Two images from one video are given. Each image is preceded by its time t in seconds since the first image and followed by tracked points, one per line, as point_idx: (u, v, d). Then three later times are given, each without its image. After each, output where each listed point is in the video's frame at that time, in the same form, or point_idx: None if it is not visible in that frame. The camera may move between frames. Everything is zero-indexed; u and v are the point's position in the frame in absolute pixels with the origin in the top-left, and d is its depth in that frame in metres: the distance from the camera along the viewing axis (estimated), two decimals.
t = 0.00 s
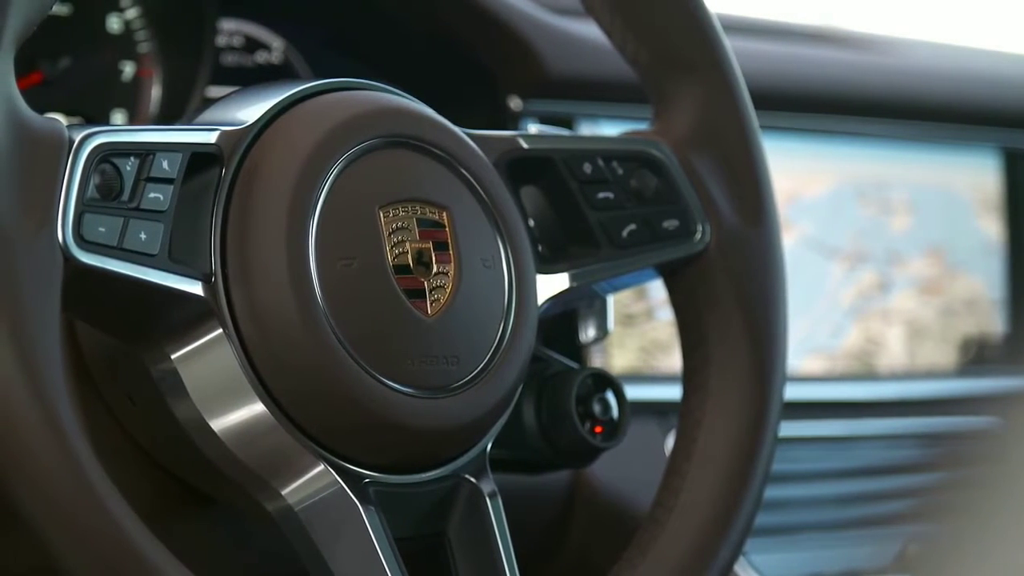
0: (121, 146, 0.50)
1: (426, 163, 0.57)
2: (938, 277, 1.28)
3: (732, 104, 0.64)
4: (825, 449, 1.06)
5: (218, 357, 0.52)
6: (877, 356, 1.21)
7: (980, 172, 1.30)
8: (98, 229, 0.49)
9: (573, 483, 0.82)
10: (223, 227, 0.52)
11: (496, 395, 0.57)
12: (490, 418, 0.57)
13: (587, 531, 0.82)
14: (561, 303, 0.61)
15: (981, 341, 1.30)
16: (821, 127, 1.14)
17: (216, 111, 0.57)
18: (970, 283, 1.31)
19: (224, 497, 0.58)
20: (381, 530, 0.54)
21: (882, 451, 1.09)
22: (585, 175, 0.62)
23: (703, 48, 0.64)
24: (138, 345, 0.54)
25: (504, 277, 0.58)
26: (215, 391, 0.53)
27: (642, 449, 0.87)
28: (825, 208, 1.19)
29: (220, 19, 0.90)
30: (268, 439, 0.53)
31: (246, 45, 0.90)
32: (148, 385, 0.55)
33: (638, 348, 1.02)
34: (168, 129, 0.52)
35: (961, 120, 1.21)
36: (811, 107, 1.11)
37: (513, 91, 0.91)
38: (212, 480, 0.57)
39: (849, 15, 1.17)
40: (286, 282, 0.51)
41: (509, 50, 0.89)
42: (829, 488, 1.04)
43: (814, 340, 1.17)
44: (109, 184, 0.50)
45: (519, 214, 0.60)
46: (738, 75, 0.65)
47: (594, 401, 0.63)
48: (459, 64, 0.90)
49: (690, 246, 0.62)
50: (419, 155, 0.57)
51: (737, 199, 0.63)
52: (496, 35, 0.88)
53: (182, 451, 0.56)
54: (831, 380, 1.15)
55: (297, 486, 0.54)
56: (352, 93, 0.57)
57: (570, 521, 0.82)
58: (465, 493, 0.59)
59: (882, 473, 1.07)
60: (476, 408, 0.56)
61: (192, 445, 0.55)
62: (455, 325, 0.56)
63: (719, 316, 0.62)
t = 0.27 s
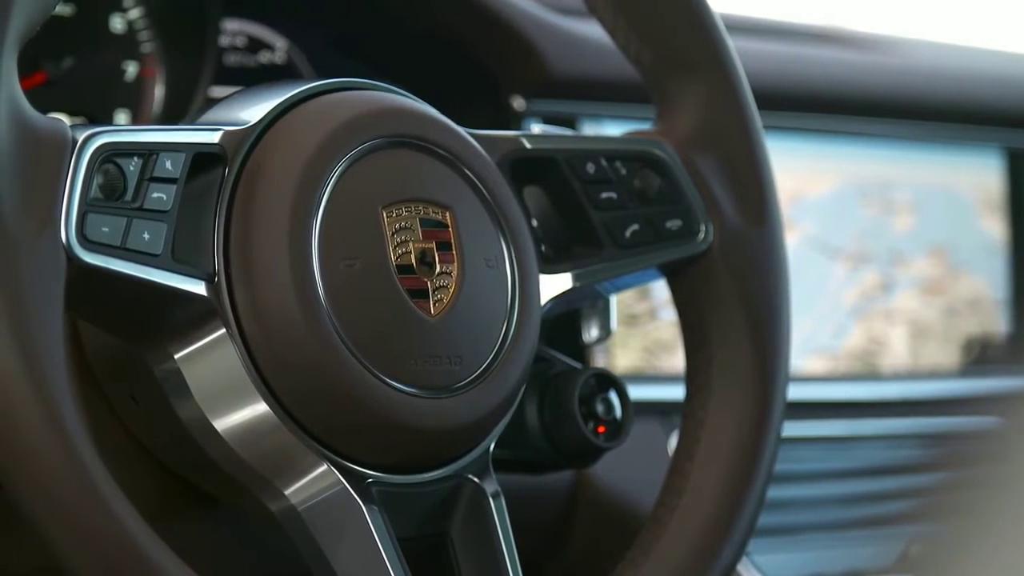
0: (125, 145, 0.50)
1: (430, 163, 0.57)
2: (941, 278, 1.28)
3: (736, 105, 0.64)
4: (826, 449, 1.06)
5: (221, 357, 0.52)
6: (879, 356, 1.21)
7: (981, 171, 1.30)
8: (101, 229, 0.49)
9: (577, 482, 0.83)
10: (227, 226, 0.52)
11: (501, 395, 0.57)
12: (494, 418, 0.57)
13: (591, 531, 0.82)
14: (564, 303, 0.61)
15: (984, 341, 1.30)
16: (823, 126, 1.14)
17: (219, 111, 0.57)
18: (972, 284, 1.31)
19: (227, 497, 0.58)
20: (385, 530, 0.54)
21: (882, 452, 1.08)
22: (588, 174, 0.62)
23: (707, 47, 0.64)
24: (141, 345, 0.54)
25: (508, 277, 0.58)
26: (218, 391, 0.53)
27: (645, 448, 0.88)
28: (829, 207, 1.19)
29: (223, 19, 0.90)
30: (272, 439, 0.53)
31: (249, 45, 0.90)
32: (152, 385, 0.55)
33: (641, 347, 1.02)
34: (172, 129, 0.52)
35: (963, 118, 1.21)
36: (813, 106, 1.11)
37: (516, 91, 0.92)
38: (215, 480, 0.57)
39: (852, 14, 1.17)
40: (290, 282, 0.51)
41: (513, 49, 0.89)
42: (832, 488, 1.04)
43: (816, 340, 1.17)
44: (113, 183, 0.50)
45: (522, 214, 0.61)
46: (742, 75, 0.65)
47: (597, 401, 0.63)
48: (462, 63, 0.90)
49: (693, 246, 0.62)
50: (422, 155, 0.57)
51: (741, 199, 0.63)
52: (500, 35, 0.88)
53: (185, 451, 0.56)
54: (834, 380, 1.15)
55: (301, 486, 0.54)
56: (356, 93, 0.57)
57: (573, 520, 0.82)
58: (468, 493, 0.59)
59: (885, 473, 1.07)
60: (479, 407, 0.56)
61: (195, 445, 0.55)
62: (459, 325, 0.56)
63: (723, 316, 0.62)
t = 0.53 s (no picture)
0: (126, 146, 0.50)
1: (431, 163, 0.57)
2: (943, 277, 1.27)
3: (737, 105, 0.64)
4: (829, 449, 1.06)
5: (223, 357, 0.52)
6: (881, 356, 1.21)
7: (982, 171, 1.30)
8: (103, 229, 0.49)
9: (578, 483, 0.82)
10: (228, 227, 0.52)
11: (503, 395, 0.57)
12: (495, 419, 0.57)
13: (592, 531, 0.82)
14: (566, 303, 0.61)
15: (986, 341, 1.30)
16: (824, 126, 1.14)
17: (221, 111, 0.57)
18: (974, 283, 1.30)
19: (228, 497, 0.58)
20: (386, 530, 0.54)
21: (889, 450, 1.09)
22: (590, 174, 0.62)
23: (709, 47, 0.64)
24: (143, 345, 0.54)
25: (509, 277, 0.58)
26: (220, 391, 0.53)
27: (646, 448, 0.88)
28: (831, 207, 1.19)
29: (224, 19, 0.90)
30: (273, 439, 0.53)
31: (250, 45, 0.91)
32: (153, 385, 0.55)
33: (642, 347, 1.02)
34: (173, 129, 0.52)
35: (964, 118, 1.21)
36: (814, 106, 1.11)
37: (518, 91, 0.92)
38: (216, 479, 0.57)
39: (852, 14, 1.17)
40: (291, 283, 0.51)
41: (515, 49, 0.89)
42: (834, 488, 1.04)
43: (818, 340, 1.17)
44: (114, 184, 0.50)
45: (524, 214, 0.61)
46: (743, 75, 0.65)
47: (599, 401, 0.63)
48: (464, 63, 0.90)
49: (694, 246, 0.62)
50: (423, 155, 0.57)
51: (742, 199, 0.63)
52: (501, 35, 0.88)
53: (187, 451, 0.56)
54: (836, 381, 1.15)
55: (302, 486, 0.54)
56: (358, 93, 0.57)
57: (575, 521, 0.82)
58: (469, 493, 0.59)
59: (887, 473, 1.07)
60: (480, 407, 0.56)
61: (196, 445, 0.56)
62: (460, 326, 0.56)
63: (725, 316, 0.62)
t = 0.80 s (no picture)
0: (127, 146, 0.50)
1: (432, 163, 0.57)
2: (944, 278, 1.27)
3: (738, 105, 0.64)
4: (829, 450, 1.06)
5: (224, 357, 0.52)
6: (882, 357, 1.21)
7: (983, 170, 1.30)
8: (104, 230, 0.49)
9: (579, 483, 0.82)
10: (229, 227, 0.52)
11: (504, 395, 0.57)
12: (496, 419, 0.57)
13: (592, 531, 0.82)
14: (566, 303, 0.62)
15: (986, 342, 1.30)
16: (824, 126, 1.14)
17: (222, 111, 0.57)
18: (975, 284, 1.30)
19: (229, 497, 0.58)
20: (387, 530, 0.54)
21: (888, 452, 1.09)
22: (591, 175, 0.62)
23: (709, 47, 0.64)
24: (144, 345, 0.54)
25: (510, 277, 0.58)
26: (221, 392, 0.53)
27: (646, 449, 0.88)
28: (832, 207, 1.19)
29: (225, 20, 0.89)
30: (274, 439, 0.53)
31: (251, 46, 0.91)
32: (153, 385, 0.55)
33: (643, 348, 1.02)
34: (174, 130, 0.52)
35: (963, 117, 1.21)
36: (814, 105, 1.11)
37: (518, 92, 0.92)
38: (217, 480, 0.57)
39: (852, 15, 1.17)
40: (292, 283, 0.51)
41: (516, 49, 0.89)
42: (835, 489, 1.04)
43: (819, 340, 1.17)
44: (115, 184, 0.50)
45: (524, 214, 0.61)
46: (744, 75, 0.65)
47: (599, 401, 0.63)
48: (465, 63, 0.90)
49: (695, 247, 0.62)
50: (424, 155, 0.57)
51: (743, 199, 0.63)
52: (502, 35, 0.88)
53: (188, 451, 0.56)
54: (837, 381, 1.15)
55: (303, 486, 0.54)
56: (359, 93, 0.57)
57: (575, 522, 0.82)
58: (469, 494, 0.59)
59: (888, 474, 1.07)
60: (481, 407, 0.56)
61: (197, 445, 0.56)
62: (461, 325, 0.56)
63: (726, 316, 0.62)
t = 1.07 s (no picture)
0: (127, 146, 0.50)
1: (432, 163, 0.57)
2: (944, 278, 1.27)
3: (738, 106, 0.64)
4: (829, 450, 1.07)
5: (224, 357, 0.52)
6: (882, 357, 1.21)
7: (982, 171, 1.30)
8: (104, 230, 0.49)
9: (579, 484, 0.82)
10: (229, 227, 0.52)
11: (504, 395, 0.57)
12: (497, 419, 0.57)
13: (593, 532, 0.82)
14: (567, 303, 0.62)
15: (987, 342, 1.30)
16: (824, 126, 1.14)
17: (222, 111, 0.57)
18: (976, 284, 1.30)
19: (229, 497, 0.58)
20: (387, 530, 0.54)
21: (890, 450, 1.09)
22: (591, 175, 0.62)
23: (710, 47, 0.64)
24: (144, 345, 0.54)
25: (511, 277, 0.58)
26: (220, 391, 0.53)
27: (646, 450, 0.88)
28: (832, 208, 1.19)
29: (225, 20, 0.89)
30: (274, 439, 0.53)
31: (251, 46, 0.91)
32: (153, 385, 0.55)
33: (643, 348, 1.02)
34: (174, 130, 0.52)
35: (963, 117, 1.21)
36: (814, 105, 1.11)
37: (518, 92, 0.92)
38: (217, 480, 0.57)
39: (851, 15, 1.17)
40: (292, 283, 0.51)
41: (516, 49, 0.89)
42: (835, 489, 1.04)
43: (819, 341, 1.17)
44: (115, 184, 0.50)
45: (524, 214, 0.61)
46: (744, 75, 0.65)
47: (600, 401, 0.63)
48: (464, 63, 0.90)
49: (695, 247, 0.62)
50: (424, 155, 0.57)
51: (743, 199, 0.63)
52: (501, 35, 0.88)
53: (188, 451, 0.56)
54: (837, 381, 1.16)
55: (303, 486, 0.54)
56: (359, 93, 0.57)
57: (575, 522, 0.82)
58: (469, 494, 0.59)
59: (888, 474, 1.07)
60: (481, 407, 0.56)
61: (197, 445, 0.56)
62: (461, 326, 0.56)
63: (726, 316, 0.62)
